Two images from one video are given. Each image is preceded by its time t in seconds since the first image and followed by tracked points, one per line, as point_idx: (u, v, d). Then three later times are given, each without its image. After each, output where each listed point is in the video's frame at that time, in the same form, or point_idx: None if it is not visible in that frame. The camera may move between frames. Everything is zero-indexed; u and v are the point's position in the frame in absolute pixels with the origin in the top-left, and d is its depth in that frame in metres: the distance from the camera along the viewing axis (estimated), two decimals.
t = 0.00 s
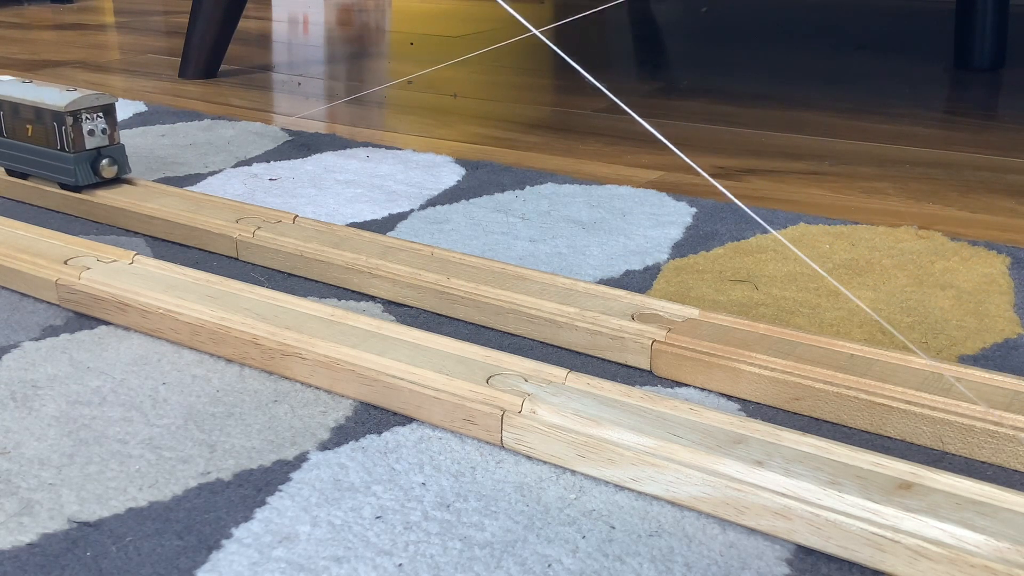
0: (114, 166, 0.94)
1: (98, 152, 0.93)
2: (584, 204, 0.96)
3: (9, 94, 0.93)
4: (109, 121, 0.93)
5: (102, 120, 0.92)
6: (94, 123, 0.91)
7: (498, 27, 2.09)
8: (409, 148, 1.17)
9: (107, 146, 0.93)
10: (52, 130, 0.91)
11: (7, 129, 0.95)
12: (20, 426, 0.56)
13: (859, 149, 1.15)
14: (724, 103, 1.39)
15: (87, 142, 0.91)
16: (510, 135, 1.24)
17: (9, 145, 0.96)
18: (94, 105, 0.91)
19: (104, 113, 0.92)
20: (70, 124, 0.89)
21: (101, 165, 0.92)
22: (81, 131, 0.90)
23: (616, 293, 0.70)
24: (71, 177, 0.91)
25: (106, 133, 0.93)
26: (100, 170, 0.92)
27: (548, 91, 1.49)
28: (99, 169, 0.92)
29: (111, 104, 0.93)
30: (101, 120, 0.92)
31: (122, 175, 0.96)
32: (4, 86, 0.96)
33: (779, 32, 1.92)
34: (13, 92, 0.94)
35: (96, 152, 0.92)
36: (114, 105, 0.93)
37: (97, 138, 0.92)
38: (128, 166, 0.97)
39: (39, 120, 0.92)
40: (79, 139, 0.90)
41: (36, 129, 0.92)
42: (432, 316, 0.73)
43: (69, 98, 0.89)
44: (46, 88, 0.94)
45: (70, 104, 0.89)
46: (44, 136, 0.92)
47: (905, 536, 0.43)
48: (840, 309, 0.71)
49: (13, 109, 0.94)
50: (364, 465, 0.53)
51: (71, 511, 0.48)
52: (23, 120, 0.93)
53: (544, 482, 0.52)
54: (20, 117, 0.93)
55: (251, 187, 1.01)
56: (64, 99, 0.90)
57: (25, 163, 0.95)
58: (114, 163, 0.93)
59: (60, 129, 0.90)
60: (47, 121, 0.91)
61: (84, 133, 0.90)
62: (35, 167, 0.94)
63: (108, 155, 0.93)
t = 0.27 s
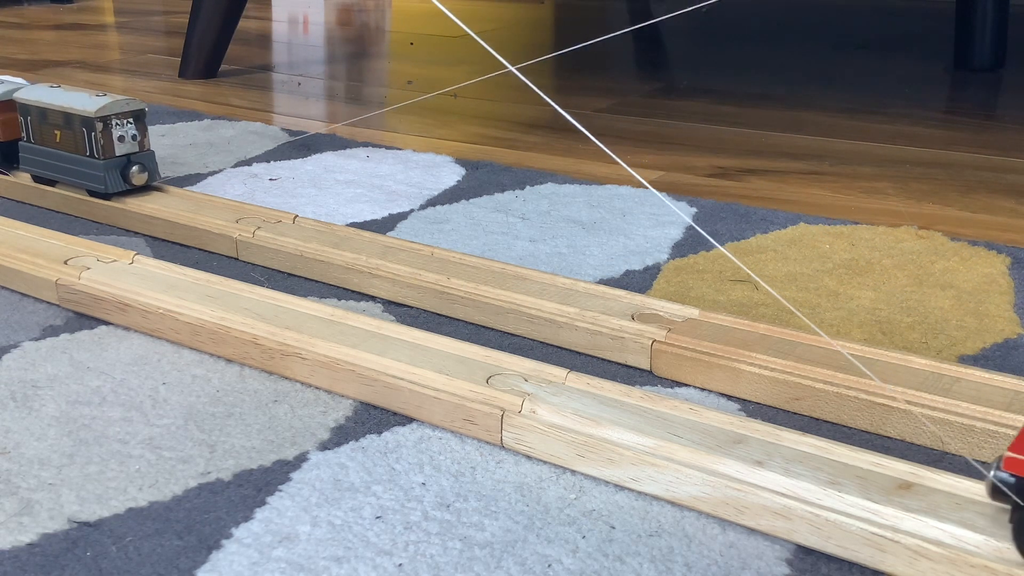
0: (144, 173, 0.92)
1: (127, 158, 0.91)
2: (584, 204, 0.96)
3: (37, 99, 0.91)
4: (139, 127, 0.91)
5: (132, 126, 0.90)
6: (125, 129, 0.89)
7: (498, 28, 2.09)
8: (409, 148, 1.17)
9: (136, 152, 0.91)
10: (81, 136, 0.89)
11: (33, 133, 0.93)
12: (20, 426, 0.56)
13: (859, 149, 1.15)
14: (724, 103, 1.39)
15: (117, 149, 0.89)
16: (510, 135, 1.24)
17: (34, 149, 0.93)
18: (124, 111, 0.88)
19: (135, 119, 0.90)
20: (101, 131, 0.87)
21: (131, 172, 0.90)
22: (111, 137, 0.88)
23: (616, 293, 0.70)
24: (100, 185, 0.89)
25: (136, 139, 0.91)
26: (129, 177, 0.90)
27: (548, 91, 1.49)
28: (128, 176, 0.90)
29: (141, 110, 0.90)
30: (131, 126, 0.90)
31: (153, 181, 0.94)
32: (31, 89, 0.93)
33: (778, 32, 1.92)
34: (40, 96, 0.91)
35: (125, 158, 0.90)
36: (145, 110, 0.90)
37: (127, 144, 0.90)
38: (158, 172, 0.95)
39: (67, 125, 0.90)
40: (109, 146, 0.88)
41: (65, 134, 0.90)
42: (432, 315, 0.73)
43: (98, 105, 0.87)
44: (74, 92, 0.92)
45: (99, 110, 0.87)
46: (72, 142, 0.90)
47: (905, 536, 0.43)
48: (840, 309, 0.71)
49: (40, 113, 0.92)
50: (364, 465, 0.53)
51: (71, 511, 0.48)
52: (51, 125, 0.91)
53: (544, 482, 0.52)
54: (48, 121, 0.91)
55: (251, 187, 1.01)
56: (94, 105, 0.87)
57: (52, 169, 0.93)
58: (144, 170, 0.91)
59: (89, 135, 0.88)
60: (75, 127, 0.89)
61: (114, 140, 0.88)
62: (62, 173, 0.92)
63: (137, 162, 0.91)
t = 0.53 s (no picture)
0: (180, 181, 0.90)
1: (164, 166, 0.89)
2: (584, 204, 0.96)
3: (72, 105, 0.90)
4: (174, 134, 0.90)
5: (168, 133, 0.89)
6: (160, 136, 0.88)
7: (498, 28, 2.09)
8: (409, 148, 1.17)
9: (173, 160, 0.90)
10: (115, 143, 0.88)
11: (65, 140, 0.92)
12: (20, 426, 0.56)
13: (859, 149, 1.15)
14: (724, 103, 1.39)
15: (152, 156, 0.88)
16: (511, 135, 1.24)
17: (66, 157, 0.92)
18: (159, 117, 0.88)
19: (170, 126, 0.89)
20: (137, 136, 0.86)
21: (167, 180, 0.89)
22: (147, 144, 0.87)
23: (616, 293, 0.70)
24: (136, 193, 0.87)
25: (172, 146, 0.89)
26: (165, 185, 0.88)
27: (548, 91, 1.49)
28: (164, 184, 0.89)
29: (176, 117, 0.90)
30: (167, 133, 0.89)
31: (188, 191, 0.92)
32: (64, 96, 0.93)
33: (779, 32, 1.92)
34: (75, 102, 0.91)
35: (161, 166, 0.89)
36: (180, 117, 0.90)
37: (162, 151, 0.88)
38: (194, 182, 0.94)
39: (102, 131, 0.89)
40: (144, 153, 0.87)
41: (98, 140, 0.89)
42: (432, 316, 0.73)
43: (135, 111, 0.86)
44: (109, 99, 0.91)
45: (136, 116, 0.86)
46: (106, 149, 0.89)
47: (905, 536, 0.43)
48: (840, 309, 0.71)
49: (74, 120, 0.91)
50: (364, 465, 0.53)
51: (71, 511, 0.48)
52: (85, 131, 0.90)
53: (544, 482, 0.52)
54: (81, 128, 0.90)
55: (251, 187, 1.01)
56: (129, 111, 0.86)
57: (85, 176, 0.91)
58: (180, 178, 0.90)
59: (124, 141, 0.87)
60: (110, 133, 0.88)
61: (149, 146, 0.87)
62: (95, 180, 0.91)
63: (174, 170, 0.90)
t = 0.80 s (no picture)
0: (221, 190, 0.87)
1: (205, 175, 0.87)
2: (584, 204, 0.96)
3: (109, 112, 0.87)
4: (216, 142, 0.87)
5: (209, 140, 0.86)
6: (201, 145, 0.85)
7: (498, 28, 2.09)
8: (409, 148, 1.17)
9: (214, 168, 0.87)
10: (155, 151, 0.85)
11: (102, 148, 0.90)
12: (20, 426, 0.56)
13: (859, 149, 1.15)
14: (724, 103, 1.39)
15: (193, 165, 0.85)
16: (511, 135, 1.24)
17: (104, 166, 0.90)
18: (200, 125, 0.85)
19: (211, 133, 0.86)
20: (178, 146, 0.83)
21: (209, 189, 0.86)
22: (188, 153, 0.84)
23: (616, 293, 0.70)
24: (177, 203, 0.85)
25: (214, 155, 0.87)
26: (207, 195, 0.86)
27: (548, 91, 1.49)
28: (205, 193, 0.86)
29: (218, 124, 0.87)
30: (208, 140, 0.86)
31: (230, 200, 0.89)
32: (101, 102, 0.90)
33: (778, 32, 1.92)
34: (112, 109, 0.88)
35: (202, 175, 0.86)
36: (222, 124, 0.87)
37: (204, 160, 0.86)
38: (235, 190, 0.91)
39: (140, 139, 0.86)
40: (184, 161, 0.84)
41: (137, 148, 0.86)
42: (432, 315, 0.72)
43: (175, 118, 0.83)
44: (148, 105, 0.88)
45: (176, 124, 0.83)
46: (145, 157, 0.86)
47: (905, 536, 0.43)
48: (840, 309, 0.71)
49: (111, 127, 0.88)
50: (364, 465, 0.53)
51: (71, 511, 0.48)
52: (122, 139, 0.87)
53: (544, 482, 0.52)
54: (119, 135, 0.88)
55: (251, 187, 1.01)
56: (170, 119, 0.83)
57: (124, 186, 0.88)
58: (221, 186, 0.87)
59: (164, 150, 0.84)
60: (149, 141, 0.85)
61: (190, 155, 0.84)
62: (134, 190, 0.88)
63: (214, 179, 0.87)
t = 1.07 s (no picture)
0: (266, 200, 0.85)
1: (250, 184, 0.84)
2: (584, 204, 0.96)
3: (150, 118, 0.85)
4: (260, 150, 0.85)
5: (253, 149, 0.84)
6: (246, 153, 0.83)
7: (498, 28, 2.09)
8: (409, 148, 1.17)
9: (258, 178, 0.85)
10: (199, 159, 0.82)
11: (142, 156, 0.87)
12: (20, 426, 0.56)
13: (860, 149, 1.15)
14: (724, 103, 1.39)
15: (238, 174, 0.82)
16: (510, 135, 1.24)
17: (143, 174, 0.87)
18: (245, 133, 0.82)
19: (255, 142, 0.84)
20: (224, 153, 0.81)
21: (254, 199, 0.83)
22: (234, 161, 0.82)
23: (616, 293, 0.70)
24: (221, 214, 0.82)
25: (258, 164, 0.84)
26: (252, 205, 0.83)
27: (548, 91, 1.49)
28: (250, 204, 0.83)
29: (262, 132, 0.85)
30: (252, 149, 0.84)
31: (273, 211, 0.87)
32: (140, 108, 0.87)
33: (778, 32, 1.92)
34: (153, 115, 0.85)
35: (247, 184, 0.84)
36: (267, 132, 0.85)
37: (248, 169, 0.83)
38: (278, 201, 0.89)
39: (183, 146, 0.83)
40: (230, 170, 0.82)
41: (179, 156, 0.84)
42: (432, 315, 0.72)
43: (221, 126, 0.81)
44: (190, 112, 0.86)
45: (222, 133, 0.81)
46: (188, 166, 0.84)
47: (905, 536, 0.43)
48: (840, 309, 0.71)
49: (152, 134, 0.86)
50: (364, 465, 0.53)
51: (71, 511, 0.48)
52: (163, 146, 0.85)
53: (544, 482, 0.52)
54: (159, 143, 0.85)
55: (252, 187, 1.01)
56: (215, 126, 0.81)
57: (164, 196, 0.86)
58: (266, 197, 0.85)
59: (209, 158, 0.82)
60: (193, 149, 0.83)
61: (235, 164, 0.82)
62: (174, 199, 0.85)
63: (259, 189, 0.84)
